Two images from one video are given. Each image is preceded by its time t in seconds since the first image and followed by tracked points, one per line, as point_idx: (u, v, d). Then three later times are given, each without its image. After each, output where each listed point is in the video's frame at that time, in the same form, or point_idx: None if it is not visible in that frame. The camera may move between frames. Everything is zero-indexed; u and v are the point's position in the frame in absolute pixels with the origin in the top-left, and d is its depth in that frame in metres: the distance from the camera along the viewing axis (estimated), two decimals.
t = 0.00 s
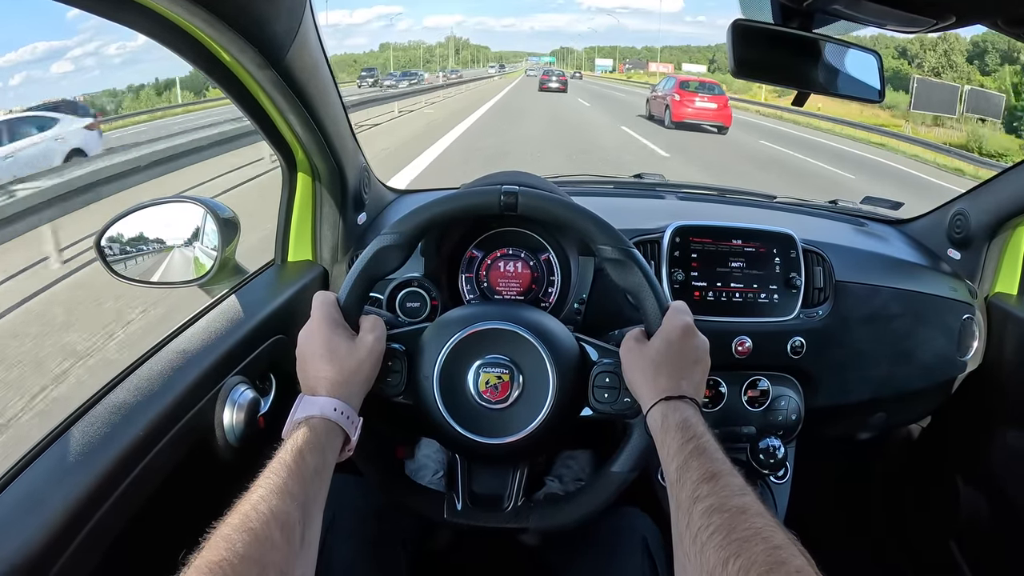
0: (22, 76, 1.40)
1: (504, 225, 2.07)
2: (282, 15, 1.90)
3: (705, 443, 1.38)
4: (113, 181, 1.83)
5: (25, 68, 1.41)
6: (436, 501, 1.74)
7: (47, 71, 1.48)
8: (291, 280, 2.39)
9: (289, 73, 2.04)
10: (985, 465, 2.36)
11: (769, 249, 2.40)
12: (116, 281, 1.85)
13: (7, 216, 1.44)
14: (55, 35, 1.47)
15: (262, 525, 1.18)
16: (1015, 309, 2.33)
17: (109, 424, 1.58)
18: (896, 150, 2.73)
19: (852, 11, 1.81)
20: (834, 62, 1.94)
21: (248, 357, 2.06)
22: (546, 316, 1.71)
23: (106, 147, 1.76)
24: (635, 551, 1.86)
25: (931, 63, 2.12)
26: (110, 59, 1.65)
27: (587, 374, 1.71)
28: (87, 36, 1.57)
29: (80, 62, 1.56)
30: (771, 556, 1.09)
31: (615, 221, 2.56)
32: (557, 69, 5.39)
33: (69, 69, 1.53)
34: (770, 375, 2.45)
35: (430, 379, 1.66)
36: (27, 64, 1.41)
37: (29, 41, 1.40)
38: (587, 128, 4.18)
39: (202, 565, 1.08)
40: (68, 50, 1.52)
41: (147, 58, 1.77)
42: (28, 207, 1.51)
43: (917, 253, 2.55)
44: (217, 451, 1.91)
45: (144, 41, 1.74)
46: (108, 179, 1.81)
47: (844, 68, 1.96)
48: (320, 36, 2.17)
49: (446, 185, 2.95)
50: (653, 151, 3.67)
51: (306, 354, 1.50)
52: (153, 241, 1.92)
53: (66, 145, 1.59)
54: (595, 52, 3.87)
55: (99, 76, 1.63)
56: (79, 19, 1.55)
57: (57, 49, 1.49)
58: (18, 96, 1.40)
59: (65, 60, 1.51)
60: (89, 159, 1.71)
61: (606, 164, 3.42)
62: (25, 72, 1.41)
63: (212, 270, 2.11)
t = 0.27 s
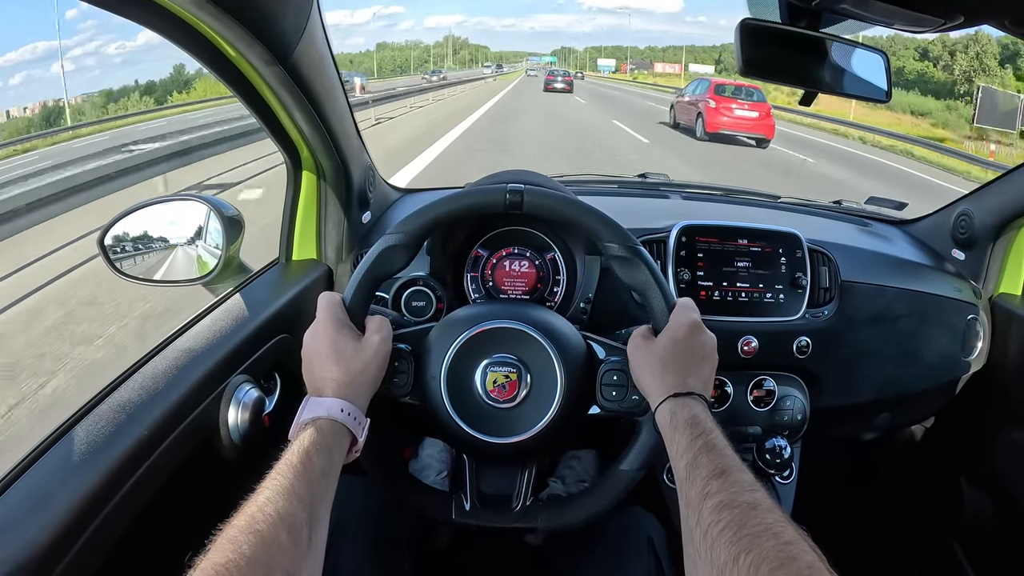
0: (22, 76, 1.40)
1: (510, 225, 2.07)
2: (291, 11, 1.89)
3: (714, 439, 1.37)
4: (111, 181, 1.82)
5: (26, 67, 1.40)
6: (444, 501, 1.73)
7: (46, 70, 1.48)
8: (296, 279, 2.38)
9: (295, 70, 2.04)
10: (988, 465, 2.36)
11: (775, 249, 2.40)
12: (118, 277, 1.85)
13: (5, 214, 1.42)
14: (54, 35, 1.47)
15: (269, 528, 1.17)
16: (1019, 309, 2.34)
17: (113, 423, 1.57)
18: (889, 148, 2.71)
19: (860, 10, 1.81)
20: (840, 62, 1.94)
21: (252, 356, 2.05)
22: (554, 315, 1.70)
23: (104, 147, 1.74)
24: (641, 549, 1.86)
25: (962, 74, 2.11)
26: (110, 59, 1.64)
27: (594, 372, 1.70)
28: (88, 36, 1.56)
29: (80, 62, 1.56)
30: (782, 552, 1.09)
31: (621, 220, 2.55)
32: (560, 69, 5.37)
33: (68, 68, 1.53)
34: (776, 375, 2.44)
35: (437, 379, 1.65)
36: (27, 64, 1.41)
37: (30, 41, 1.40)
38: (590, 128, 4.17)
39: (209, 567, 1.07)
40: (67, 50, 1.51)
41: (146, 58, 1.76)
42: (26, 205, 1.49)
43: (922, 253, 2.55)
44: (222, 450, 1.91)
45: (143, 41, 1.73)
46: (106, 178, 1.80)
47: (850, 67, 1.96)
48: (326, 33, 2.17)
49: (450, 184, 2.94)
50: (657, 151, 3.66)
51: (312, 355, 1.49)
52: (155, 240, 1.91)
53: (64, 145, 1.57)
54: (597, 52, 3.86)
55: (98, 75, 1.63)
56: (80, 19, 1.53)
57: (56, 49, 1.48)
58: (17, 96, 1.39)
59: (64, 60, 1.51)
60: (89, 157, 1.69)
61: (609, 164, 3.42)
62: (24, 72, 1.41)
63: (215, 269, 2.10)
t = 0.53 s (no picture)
0: (21, 76, 1.39)
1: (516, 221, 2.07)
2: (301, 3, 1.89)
3: (726, 432, 1.36)
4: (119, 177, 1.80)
5: (25, 67, 1.39)
6: (453, 499, 1.72)
7: (47, 70, 1.46)
8: (301, 276, 2.37)
9: (303, 64, 2.03)
10: (993, 463, 2.35)
11: (782, 246, 2.40)
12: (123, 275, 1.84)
13: (16, 207, 1.41)
14: (55, 34, 1.46)
15: (278, 531, 1.16)
16: None
17: (118, 420, 1.56)
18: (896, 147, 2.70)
19: (870, 6, 1.81)
20: (848, 58, 1.93)
21: (258, 353, 2.04)
22: (563, 311, 1.70)
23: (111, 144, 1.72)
24: (648, 549, 1.87)
25: (994, 76, 2.09)
26: (110, 58, 1.62)
27: (604, 368, 1.70)
28: (88, 35, 1.55)
29: (80, 61, 1.54)
30: (796, 545, 1.08)
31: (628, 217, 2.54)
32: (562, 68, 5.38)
33: (69, 68, 1.52)
34: (783, 372, 2.43)
35: (446, 376, 1.64)
36: (27, 64, 1.40)
37: (30, 40, 1.39)
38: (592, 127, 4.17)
39: (218, 569, 1.06)
40: (67, 49, 1.50)
41: (146, 58, 1.73)
42: (39, 198, 1.48)
43: (927, 251, 2.55)
44: (227, 447, 1.89)
45: (144, 40, 1.71)
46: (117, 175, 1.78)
47: (858, 63, 1.95)
48: (334, 29, 2.17)
49: (454, 182, 2.93)
50: (659, 150, 3.66)
51: (319, 354, 1.49)
52: (157, 237, 1.91)
53: (71, 145, 1.55)
54: (600, 50, 3.86)
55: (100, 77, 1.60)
56: (80, 19, 1.52)
57: (57, 48, 1.47)
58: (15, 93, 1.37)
59: (65, 59, 1.50)
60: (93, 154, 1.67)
61: (612, 162, 3.42)
62: (25, 72, 1.40)
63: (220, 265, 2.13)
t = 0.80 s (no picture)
0: (21, 76, 1.36)
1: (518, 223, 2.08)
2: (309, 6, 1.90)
3: (729, 429, 1.38)
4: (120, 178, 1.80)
5: (25, 68, 1.37)
6: (458, 500, 1.74)
7: (47, 70, 1.43)
8: (305, 276, 2.38)
9: (309, 66, 2.04)
10: (992, 465, 2.37)
11: (783, 249, 2.41)
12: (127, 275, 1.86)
13: (8, 207, 1.41)
14: (55, 35, 1.43)
15: (285, 535, 1.17)
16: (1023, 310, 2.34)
17: (124, 422, 1.57)
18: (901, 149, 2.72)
19: (871, 13, 1.82)
20: (849, 62, 1.94)
21: (262, 354, 2.05)
22: (566, 312, 1.71)
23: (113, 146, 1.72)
24: (650, 550, 1.88)
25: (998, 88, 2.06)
26: (109, 59, 1.60)
27: (607, 367, 1.71)
28: (88, 35, 1.52)
29: (80, 62, 1.51)
30: (799, 539, 1.09)
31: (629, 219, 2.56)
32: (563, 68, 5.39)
33: (69, 69, 1.49)
34: (783, 374, 2.45)
35: (450, 378, 1.66)
36: (26, 64, 1.37)
37: (30, 40, 1.37)
38: (593, 128, 4.18)
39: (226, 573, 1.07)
40: (66, 49, 1.47)
41: (146, 57, 1.73)
42: (31, 200, 1.47)
43: (927, 253, 2.56)
44: (232, 447, 1.91)
45: (144, 40, 1.70)
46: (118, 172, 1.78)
47: (859, 68, 1.96)
48: (340, 31, 2.18)
49: (456, 182, 2.94)
50: (660, 151, 3.68)
51: (325, 358, 1.50)
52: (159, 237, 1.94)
53: (63, 143, 1.54)
54: (601, 51, 3.87)
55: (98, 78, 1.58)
56: (80, 19, 1.49)
57: (57, 49, 1.44)
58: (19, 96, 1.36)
59: (65, 60, 1.47)
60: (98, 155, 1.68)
61: (613, 164, 3.43)
62: (24, 71, 1.37)
63: (223, 267, 2.16)
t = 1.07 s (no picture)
0: (20, 76, 1.38)
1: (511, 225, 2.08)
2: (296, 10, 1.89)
3: (719, 434, 1.37)
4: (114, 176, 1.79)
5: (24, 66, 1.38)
6: (448, 503, 1.73)
7: (47, 69, 1.45)
8: (299, 278, 2.38)
9: (298, 66, 2.03)
10: (990, 466, 2.36)
11: (777, 250, 2.40)
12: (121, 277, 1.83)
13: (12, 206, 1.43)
14: (55, 34, 1.45)
15: (275, 535, 1.16)
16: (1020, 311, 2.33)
17: (114, 424, 1.57)
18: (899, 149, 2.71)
19: (864, 11, 1.81)
20: (843, 62, 1.93)
21: (254, 356, 2.04)
22: (557, 314, 1.70)
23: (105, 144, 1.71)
24: (648, 550, 1.87)
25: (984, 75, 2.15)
26: (109, 58, 1.62)
27: (598, 371, 1.71)
28: (88, 34, 1.54)
29: (80, 61, 1.54)
30: (788, 546, 1.09)
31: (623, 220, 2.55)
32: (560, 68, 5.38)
33: (69, 67, 1.51)
34: (778, 376, 2.44)
35: (440, 380, 1.65)
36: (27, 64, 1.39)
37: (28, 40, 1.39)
38: (589, 128, 4.18)
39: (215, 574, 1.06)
40: (66, 48, 1.49)
41: (146, 57, 1.75)
42: (43, 191, 1.53)
43: (924, 254, 2.55)
44: (224, 450, 1.90)
45: (143, 40, 1.72)
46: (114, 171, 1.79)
47: (853, 67, 1.95)
48: (330, 32, 2.18)
49: (451, 183, 2.94)
50: (656, 152, 3.67)
51: (315, 360, 1.49)
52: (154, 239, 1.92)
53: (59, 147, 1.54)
54: (597, 52, 3.87)
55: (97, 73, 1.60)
56: (78, 18, 1.51)
57: (57, 47, 1.47)
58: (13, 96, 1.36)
59: (65, 58, 1.49)
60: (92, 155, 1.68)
61: (609, 164, 3.43)
62: (25, 71, 1.39)
63: (218, 267, 2.10)
